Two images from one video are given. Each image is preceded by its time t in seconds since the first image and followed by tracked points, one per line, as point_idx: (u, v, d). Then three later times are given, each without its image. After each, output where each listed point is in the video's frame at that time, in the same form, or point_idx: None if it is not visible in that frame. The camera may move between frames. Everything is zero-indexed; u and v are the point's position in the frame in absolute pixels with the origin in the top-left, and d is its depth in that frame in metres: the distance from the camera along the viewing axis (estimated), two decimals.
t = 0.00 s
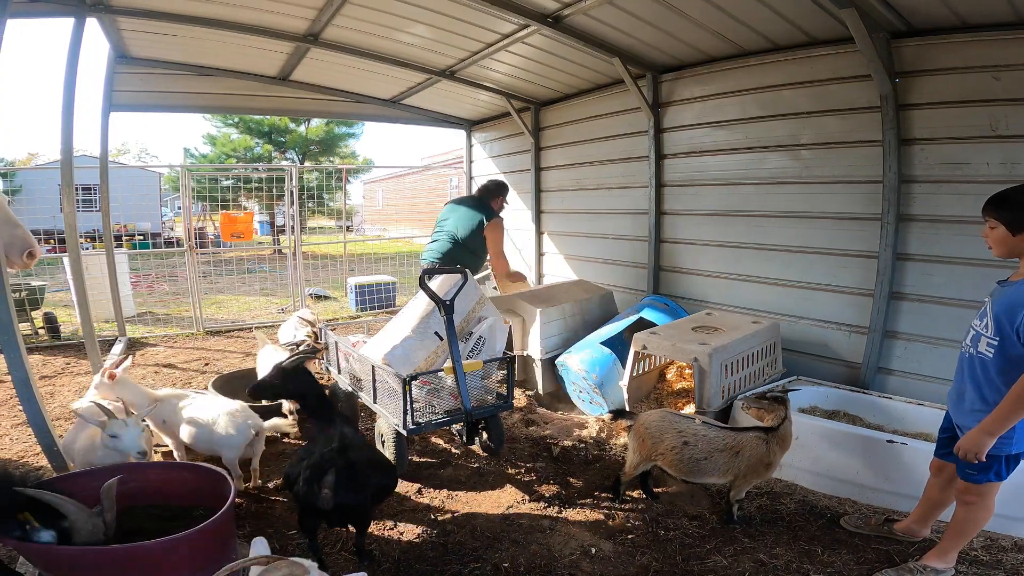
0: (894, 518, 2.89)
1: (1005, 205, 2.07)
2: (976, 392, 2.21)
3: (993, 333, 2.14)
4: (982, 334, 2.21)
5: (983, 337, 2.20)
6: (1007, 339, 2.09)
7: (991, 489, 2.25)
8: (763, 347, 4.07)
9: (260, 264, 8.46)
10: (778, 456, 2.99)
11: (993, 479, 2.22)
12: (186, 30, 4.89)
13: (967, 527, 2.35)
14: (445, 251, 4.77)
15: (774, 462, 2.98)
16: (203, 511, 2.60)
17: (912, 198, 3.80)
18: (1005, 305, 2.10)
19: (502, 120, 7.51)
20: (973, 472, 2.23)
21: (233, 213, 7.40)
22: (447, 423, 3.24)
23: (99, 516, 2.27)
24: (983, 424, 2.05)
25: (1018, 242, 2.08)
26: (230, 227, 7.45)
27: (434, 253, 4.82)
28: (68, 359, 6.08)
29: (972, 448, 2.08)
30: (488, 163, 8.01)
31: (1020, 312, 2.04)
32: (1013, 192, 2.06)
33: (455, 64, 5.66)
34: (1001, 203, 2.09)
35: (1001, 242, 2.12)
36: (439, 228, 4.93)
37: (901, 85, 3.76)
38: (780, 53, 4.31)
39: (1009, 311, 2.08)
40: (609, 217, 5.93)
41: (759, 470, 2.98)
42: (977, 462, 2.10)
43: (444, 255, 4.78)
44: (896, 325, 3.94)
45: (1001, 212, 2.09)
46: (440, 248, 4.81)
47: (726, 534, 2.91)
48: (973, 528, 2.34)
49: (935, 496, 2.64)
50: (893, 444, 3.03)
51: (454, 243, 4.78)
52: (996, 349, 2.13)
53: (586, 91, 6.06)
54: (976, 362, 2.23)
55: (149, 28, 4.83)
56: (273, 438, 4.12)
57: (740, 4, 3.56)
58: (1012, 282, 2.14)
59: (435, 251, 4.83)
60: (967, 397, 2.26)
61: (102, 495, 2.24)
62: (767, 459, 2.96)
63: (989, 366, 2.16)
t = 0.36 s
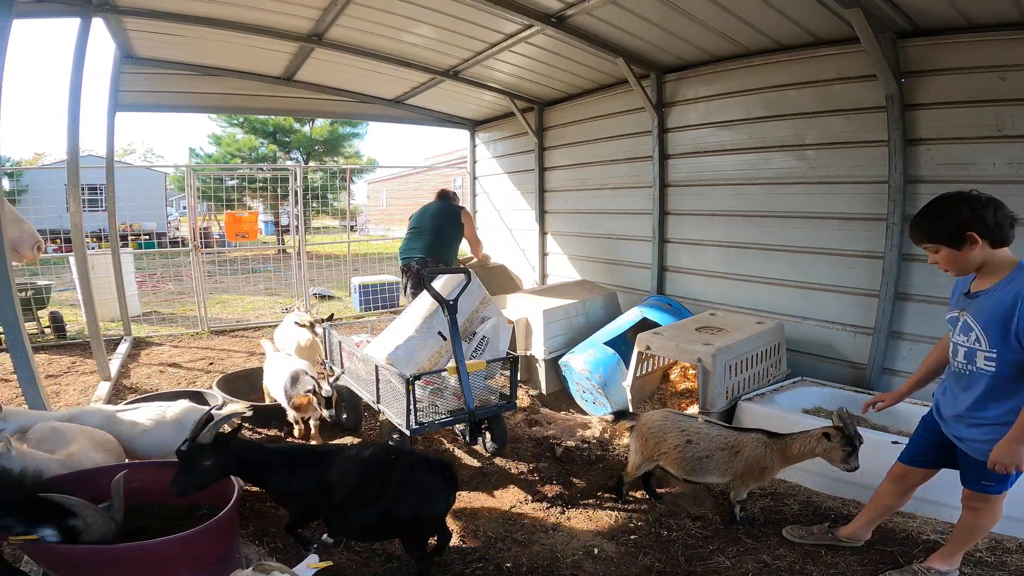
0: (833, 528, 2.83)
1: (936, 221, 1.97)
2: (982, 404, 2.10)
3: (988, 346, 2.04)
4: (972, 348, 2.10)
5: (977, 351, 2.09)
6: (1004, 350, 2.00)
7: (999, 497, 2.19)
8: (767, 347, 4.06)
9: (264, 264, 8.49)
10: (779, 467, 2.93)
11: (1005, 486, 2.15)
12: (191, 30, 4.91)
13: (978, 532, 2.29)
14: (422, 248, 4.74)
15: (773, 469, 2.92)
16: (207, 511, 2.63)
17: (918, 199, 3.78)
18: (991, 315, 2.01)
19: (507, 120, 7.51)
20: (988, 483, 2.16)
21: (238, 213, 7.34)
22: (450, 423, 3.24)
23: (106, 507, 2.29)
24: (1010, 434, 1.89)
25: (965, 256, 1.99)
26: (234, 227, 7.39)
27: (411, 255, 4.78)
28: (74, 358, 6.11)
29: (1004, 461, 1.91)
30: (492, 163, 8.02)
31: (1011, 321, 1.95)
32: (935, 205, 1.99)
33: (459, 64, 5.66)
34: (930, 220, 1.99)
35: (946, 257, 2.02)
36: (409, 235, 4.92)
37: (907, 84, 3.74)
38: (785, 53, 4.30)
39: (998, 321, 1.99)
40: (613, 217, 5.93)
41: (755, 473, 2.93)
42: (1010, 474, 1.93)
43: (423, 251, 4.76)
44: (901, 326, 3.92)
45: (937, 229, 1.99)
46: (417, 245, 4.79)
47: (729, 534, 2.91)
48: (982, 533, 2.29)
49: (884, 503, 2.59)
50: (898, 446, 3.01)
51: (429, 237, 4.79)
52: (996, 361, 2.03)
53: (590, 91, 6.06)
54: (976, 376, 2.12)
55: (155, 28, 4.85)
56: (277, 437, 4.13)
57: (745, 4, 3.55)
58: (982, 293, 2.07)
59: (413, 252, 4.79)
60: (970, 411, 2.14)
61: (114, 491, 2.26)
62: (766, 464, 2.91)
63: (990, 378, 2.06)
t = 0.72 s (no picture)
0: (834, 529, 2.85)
1: (846, 221, 2.28)
2: (924, 380, 2.26)
3: (917, 321, 2.22)
4: (899, 329, 2.27)
5: (905, 329, 2.26)
6: (932, 320, 2.20)
7: (958, 475, 2.30)
8: (767, 347, 4.06)
9: (264, 262, 8.49)
10: (781, 469, 2.93)
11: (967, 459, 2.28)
12: (192, 29, 4.92)
13: (946, 517, 2.35)
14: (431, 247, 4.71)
15: (775, 472, 2.94)
16: (207, 510, 2.62)
17: (918, 199, 3.77)
18: (912, 291, 2.22)
19: (507, 120, 7.51)
20: (952, 460, 2.25)
21: (238, 212, 7.32)
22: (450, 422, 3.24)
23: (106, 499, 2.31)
24: (969, 392, 2.12)
25: (874, 247, 2.29)
26: (234, 226, 7.36)
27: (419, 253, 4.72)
28: (74, 357, 6.11)
29: (971, 418, 2.13)
30: (492, 162, 8.01)
31: (933, 291, 2.17)
32: (846, 205, 2.30)
33: (460, 63, 5.66)
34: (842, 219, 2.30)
35: (860, 250, 2.30)
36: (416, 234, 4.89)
37: (908, 85, 3.74)
38: (786, 53, 4.30)
39: (920, 295, 2.20)
40: (613, 217, 5.93)
41: (758, 475, 2.94)
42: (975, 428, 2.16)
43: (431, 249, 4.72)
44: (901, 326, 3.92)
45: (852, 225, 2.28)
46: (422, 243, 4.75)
47: (728, 534, 2.91)
48: (952, 517, 2.35)
49: (874, 494, 2.64)
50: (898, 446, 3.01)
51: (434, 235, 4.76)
52: (927, 334, 2.21)
53: (591, 91, 6.06)
54: (911, 356, 2.28)
55: (157, 27, 4.85)
56: (277, 435, 4.13)
57: (745, 4, 3.55)
58: (896, 276, 2.29)
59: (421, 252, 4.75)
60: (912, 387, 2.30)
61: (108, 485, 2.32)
62: (769, 466, 2.92)
63: (925, 352, 2.23)
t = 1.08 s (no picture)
0: (832, 528, 2.85)
1: (843, 223, 2.27)
2: (914, 378, 2.26)
3: (908, 318, 2.22)
4: (891, 326, 2.28)
5: (898, 326, 2.26)
6: (923, 318, 2.19)
7: (947, 473, 2.30)
8: (765, 347, 4.06)
9: (262, 261, 8.48)
10: (780, 466, 2.94)
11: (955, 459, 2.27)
12: (191, 27, 4.90)
13: (935, 514, 2.35)
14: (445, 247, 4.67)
15: (775, 469, 2.94)
16: (206, 508, 2.61)
17: (916, 198, 3.78)
18: (904, 288, 2.23)
19: (506, 119, 7.50)
20: (941, 459, 2.26)
21: (236, 210, 7.34)
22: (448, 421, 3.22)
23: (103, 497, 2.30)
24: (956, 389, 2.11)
25: (867, 249, 2.29)
26: (232, 225, 7.38)
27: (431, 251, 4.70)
28: (71, 356, 6.10)
29: (957, 415, 2.11)
30: (490, 161, 8.00)
31: (925, 287, 2.17)
32: (844, 207, 2.29)
33: (458, 62, 5.65)
34: (841, 219, 2.28)
35: (853, 254, 2.30)
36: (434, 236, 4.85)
37: (906, 84, 3.75)
38: (785, 53, 4.30)
39: (911, 291, 2.21)
40: (611, 216, 5.93)
41: (757, 473, 2.95)
42: (962, 426, 2.14)
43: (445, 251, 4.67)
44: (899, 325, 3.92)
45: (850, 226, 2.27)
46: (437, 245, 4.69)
47: (726, 533, 2.91)
48: (941, 514, 2.35)
49: (869, 494, 2.65)
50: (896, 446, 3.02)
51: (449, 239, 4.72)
52: (919, 331, 2.21)
53: (589, 90, 6.06)
54: (902, 353, 2.28)
55: (154, 25, 4.84)
56: (274, 434, 4.13)
57: (744, 4, 3.55)
58: (891, 273, 2.30)
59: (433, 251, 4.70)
60: (905, 385, 2.29)
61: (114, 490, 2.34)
62: (768, 464, 2.92)
63: (916, 350, 2.23)
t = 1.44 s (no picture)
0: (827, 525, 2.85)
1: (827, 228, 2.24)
2: (913, 377, 2.26)
3: (901, 318, 2.22)
4: (887, 327, 2.27)
5: (893, 327, 2.25)
6: (917, 317, 2.19)
7: (947, 472, 2.31)
8: (761, 344, 4.07)
9: (257, 260, 8.45)
10: (778, 462, 2.95)
11: (955, 457, 2.28)
12: (186, 25, 4.87)
13: (935, 514, 2.34)
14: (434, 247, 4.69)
15: (773, 464, 2.95)
16: (200, 507, 2.60)
17: (912, 196, 3.79)
18: (897, 288, 2.22)
19: (502, 116, 7.48)
20: (943, 457, 2.26)
21: (232, 209, 7.30)
22: (445, 419, 3.20)
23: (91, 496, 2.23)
24: (954, 386, 2.11)
25: (851, 255, 2.28)
26: (227, 223, 7.33)
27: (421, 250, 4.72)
28: (65, 355, 6.06)
29: (957, 411, 2.11)
30: (487, 158, 7.99)
31: (915, 286, 2.18)
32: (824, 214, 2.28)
33: (454, 60, 5.63)
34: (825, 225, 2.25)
35: (839, 262, 2.28)
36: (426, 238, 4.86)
37: (902, 82, 3.75)
38: (781, 50, 4.30)
39: (902, 291, 2.21)
40: (608, 214, 5.93)
41: (755, 470, 2.97)
42: (962, 422, 2.14)
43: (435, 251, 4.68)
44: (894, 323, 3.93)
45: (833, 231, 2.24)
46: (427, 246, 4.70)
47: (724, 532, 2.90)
48: (940, 512, 2.34)
49: (865, 492, 2.64)
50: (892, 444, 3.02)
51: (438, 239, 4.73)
52: (915, 330, 2.20)
53: (586, 88, 6.04)
54: (899, 353, 2.28)
55: (148, 23, 4.81)
56: (270, 433, 4.11)
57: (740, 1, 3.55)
58: (881, 275, 2.29)
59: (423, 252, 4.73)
60: (905, 385, 2.29)
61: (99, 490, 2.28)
62: (767, 460, 2.94)
63: (913, 349, 2.23)
